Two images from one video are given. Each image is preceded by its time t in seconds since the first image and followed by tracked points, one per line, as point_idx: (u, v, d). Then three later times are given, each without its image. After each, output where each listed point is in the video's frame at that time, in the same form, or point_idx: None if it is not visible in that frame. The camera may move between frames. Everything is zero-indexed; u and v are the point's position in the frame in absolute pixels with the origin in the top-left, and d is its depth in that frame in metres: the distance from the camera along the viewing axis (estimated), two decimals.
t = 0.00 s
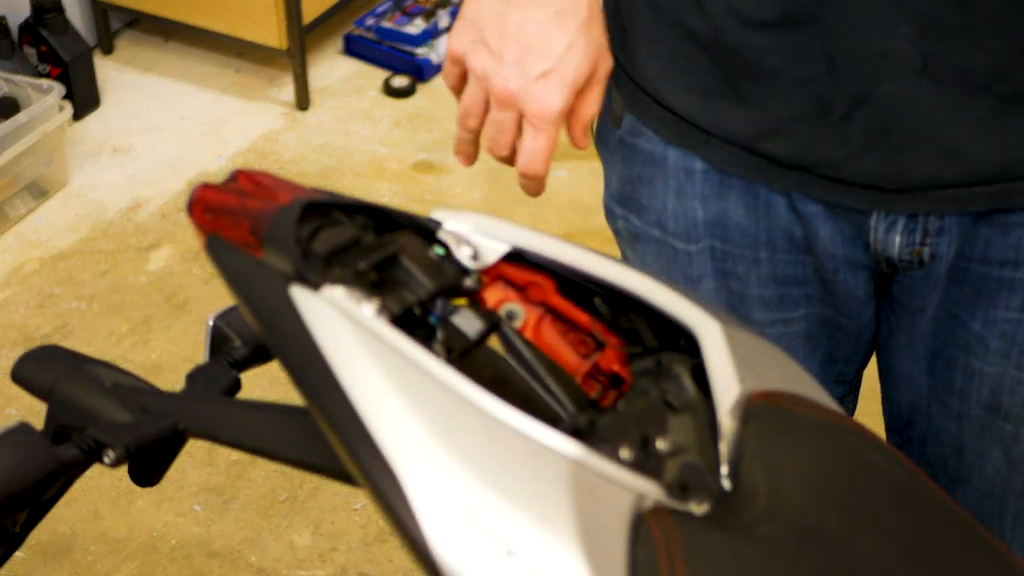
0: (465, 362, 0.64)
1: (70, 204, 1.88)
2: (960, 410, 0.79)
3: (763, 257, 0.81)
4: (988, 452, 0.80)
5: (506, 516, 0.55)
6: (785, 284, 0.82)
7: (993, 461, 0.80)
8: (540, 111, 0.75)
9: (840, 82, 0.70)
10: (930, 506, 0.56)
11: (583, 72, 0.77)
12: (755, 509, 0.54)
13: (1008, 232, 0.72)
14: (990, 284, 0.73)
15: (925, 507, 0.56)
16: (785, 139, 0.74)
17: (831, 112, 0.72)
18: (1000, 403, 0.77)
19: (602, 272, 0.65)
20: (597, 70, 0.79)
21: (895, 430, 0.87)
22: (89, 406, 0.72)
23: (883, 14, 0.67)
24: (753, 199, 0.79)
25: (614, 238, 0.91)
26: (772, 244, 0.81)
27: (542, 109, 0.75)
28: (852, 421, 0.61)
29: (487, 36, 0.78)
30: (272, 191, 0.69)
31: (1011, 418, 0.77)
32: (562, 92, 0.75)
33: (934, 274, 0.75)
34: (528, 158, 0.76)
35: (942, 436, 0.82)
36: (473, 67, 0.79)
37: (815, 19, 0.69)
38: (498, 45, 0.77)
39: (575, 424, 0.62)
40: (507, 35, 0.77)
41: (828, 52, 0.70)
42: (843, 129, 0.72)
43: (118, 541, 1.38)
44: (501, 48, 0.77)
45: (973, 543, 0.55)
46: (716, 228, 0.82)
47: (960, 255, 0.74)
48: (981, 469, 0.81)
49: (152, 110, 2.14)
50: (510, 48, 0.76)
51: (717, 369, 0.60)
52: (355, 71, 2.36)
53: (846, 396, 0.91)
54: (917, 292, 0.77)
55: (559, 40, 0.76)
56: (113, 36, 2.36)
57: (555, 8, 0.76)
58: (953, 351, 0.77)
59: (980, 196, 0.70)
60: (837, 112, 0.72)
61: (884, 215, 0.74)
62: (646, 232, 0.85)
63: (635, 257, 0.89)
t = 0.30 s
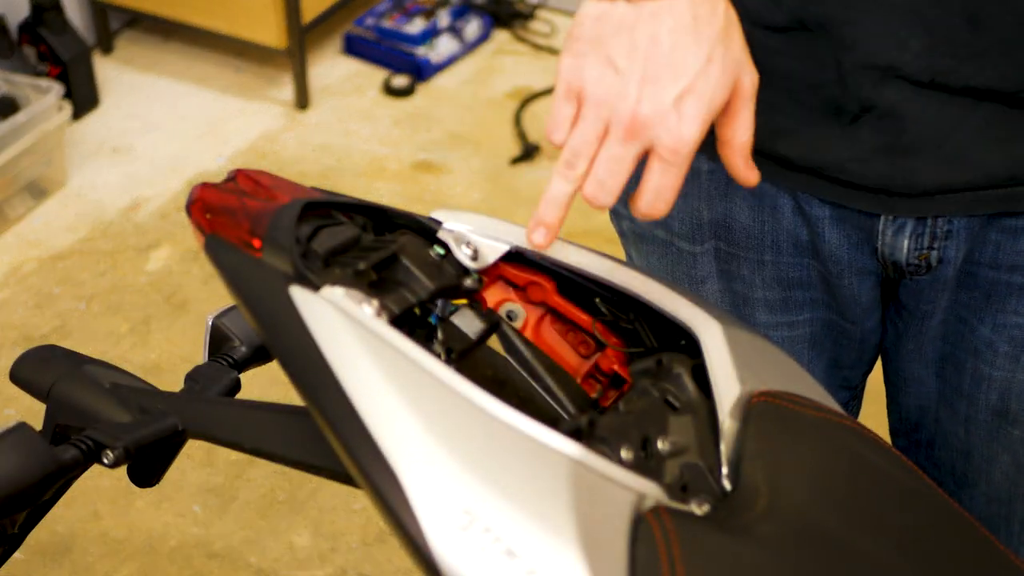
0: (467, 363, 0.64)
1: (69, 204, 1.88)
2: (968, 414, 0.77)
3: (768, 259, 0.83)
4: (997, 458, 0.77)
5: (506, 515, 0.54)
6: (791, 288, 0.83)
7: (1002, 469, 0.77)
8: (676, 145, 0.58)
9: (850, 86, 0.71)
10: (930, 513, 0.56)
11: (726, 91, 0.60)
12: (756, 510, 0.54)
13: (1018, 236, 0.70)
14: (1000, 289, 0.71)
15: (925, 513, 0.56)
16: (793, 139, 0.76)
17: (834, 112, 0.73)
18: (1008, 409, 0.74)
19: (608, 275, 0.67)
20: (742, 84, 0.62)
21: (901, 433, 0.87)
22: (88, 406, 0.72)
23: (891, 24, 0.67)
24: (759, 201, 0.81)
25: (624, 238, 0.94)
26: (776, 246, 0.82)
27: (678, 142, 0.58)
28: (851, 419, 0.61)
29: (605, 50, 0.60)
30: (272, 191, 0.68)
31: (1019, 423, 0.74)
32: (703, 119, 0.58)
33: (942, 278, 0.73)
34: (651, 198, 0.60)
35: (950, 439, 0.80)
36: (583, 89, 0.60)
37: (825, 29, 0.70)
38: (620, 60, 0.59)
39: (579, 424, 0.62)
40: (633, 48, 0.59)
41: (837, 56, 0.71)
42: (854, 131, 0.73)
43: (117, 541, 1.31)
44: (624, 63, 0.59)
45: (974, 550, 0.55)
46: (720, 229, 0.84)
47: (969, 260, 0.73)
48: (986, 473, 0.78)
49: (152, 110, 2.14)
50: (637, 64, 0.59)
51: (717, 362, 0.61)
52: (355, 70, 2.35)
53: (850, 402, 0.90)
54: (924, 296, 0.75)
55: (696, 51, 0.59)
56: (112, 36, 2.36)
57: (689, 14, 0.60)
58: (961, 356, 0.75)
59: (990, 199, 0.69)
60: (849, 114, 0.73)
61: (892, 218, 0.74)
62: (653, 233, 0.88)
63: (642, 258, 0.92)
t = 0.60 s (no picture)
0: (469, 362, 0.65)
1: (67, 204, 1.88)
2: (980, 420, 0.75)
3: (776, 262, 0.81)
4: (1008, 465, 0.76)
5: (507, 516, 0.53)
6: (798, 292, 0.82)
7: (1014, 476, 0.75)
8: (640, 229, 0.60)
9: (863, 92, 0.71)
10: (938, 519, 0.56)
11: (696, 177, 0.61)
12: (756, 512, 0.54)
13: None
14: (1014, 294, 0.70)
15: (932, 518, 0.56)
16: (801, 142, 0.75)
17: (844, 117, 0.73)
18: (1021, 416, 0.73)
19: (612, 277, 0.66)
20: (721, 168, 0.62)
21: (909, 439, 0.85)
22: (86, 407, 0.72)
23: (906, 31, 0.68)
24: (769, 204, 0.79)
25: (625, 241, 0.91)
26: (785, 250, 0.80)
27: (642, 226, 0.60)
28: (852, 420, 0.61)
29: (577, 132, 0.63)
30: (271, 191, 0.68)
31: None
32: (668, 205, 0.60)
33: (954, 282, 0.73)
34: (611, 281, 0.61)
35: (958, 445, 0.79)
36: (553, 169, 0.63)
37: (840, 32, 0.70)
38: (590, 143, 0.62)
39: (579, 425, 0.61)
40: (604, 132, 0.62)
41: (850, 60, 0.71)
42: (867, 135, 0.73)
43: (116, 542, 1.30)
44: (594, 147, 0.62)
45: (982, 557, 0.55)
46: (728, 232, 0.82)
47: (982, 265, 0.72)
48: (995, 480, 0.77)
49: (151, 110, 2.14)
50: (605, 149, 0.62)
51: (718, 370, 0.63)
52: (355, 70, 2.35)
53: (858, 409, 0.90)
54: (936, 300, 0.75)
55: (666, 138, 0.61)
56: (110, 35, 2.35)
57: (662, 101, 0.61)
58: (972, 360, 0.74)
59: (1002, 203, 0.69)
60: (861, 118, 0.73)
61: (904, 222, 0.74)
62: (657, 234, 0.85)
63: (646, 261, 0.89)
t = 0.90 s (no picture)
0: (469, 363, 0.64)
1: (67, 203, 1.88)
2: (987, 421, 0.76)
3: (783, 266, 0.80)
4: (1016, 466, 0.77)
5: (507, 516, 0.53)
6: (806, 296, 0.80)
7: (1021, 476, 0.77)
8: (614, 247, 0.60)
9: (875, 92, 0.70)
10: (945, 521, 0.56)
11: (671, 196, 0.61)
12: (756, 512, 0.54)
13: None
14: (1022, 297, 0.71)
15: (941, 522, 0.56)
16: (810, 145, 0.74)
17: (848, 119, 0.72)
18: None
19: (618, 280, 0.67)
20: (699, 187, 0.62)
21: (917, 440, 0.85)
22: (86, 407, 0.72)
23: (920, 33, 0.67)
24: (776, 207, 0.79)
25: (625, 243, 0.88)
26: (792, 253, 0.79)
27: (617, 245, 0.60)
28: (854, 422, 0.61)
29: (552, 150, 0.63)
30: (271, 191, 0.67)
31: None
32: (642, 223, 0.60)
33: (963, 286, 0.73)
34: (589, 297, 0.61)
35: (965, 447, 0.79)
36: (528, 185, 0.64)
37: (852, 30, 0.69)
38: (564, 161, 0.62)
39: (580, 425, 0.61)
40: (577, 151, 0.62)
41: (864, 61, 0.70)
42: (877, 139, 0.72)
43: (115, 542, 1.30)
44: (568, 166, 0.62)
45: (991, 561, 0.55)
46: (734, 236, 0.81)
47: (991, 269, 0.72)
48: (1002, 481, 0.78)
49: (150, 110, 2.13)
50: (578, 167, 0.62)
51: (719, 370, 0.62)
52: (354, 70, 2.35)
53: (861, 416, 0.87)
54: (943, 304, 0.75)
55: (640, 157, 0.61)
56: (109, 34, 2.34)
57: (635, 121, 0.62)
58: (980, 363, 0.75)
59: (1010, 207, 0.70)
60: (871, 122, 0.72)
61: (914, 226, 0.73)
62: (664, 238, 0.82)
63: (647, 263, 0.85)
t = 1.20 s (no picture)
0: (471, 363, 0.64)
1: (66, 203, 1.88)
2: (988, 423, 0.76)
3: (785, 268, 0.80)
4: (1017, 467, 0.77)
5: (507, 517, 0.53)
6: (807, 298, 0.81)
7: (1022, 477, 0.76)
8: (591, 258, 0.61)
9: (877, 95, 0.70)
10: (945, 522, 0.56)
11: (651, 210, 0.61)
12: (757, 511, 0.54)
13: None
14: None
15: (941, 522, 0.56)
16: (814, 147, 0.73)
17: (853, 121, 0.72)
18: None
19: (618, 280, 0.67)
20: (678, 200, 0.63)
21: (918, 440, 0.85)
22: (86, 407, 0.72)
23: (923, 35, 0.66)
24: (778, 208, 0.78)
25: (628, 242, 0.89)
26: (794, 255, 0.80)
27: (594, 256, 0.61)
28: (854, 422, 0.62)
29: (534, 157, 0.63)
30: (271, 191, 0.67)
31: None
32: (621, 236, 0.61)
33: (965, 288, 0.73)
34: (564, 304, 0.63)
35: (966, 448, 0.79)
36: (510, 192, 0.64)
37: (854, 31, 0.68)
38: (545, 170, 0.62)
39: (580, 425, 0.60)
40: (559, 160, 0.62)
41: (865, 62, 0.69)
42: (878, 142, 0.72)
43: (115, 543, 1.30)
44: (549, 174, 0.62)
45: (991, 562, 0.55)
46: (737, 238, 0.81)
47: (993, 270, 0.72)
48: (1004, 482, 0.78)
49: (150, 110, 2.13)
50: (559, 177, 0.62)
51: (719, 371, 0.63)
52: (354, 70, 2.35)
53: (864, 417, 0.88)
54: (945, 305, 0.75)
55: (621, 170, 0.61)
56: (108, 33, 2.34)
57: (617, 133, 0.61)
58: (982, 364, 0.75)
59: (1011, 211, 0.70)
60: (873, 125, 0.71)
61: (916, 228, 0.73)
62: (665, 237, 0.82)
63: (651, 263, 0.85)
